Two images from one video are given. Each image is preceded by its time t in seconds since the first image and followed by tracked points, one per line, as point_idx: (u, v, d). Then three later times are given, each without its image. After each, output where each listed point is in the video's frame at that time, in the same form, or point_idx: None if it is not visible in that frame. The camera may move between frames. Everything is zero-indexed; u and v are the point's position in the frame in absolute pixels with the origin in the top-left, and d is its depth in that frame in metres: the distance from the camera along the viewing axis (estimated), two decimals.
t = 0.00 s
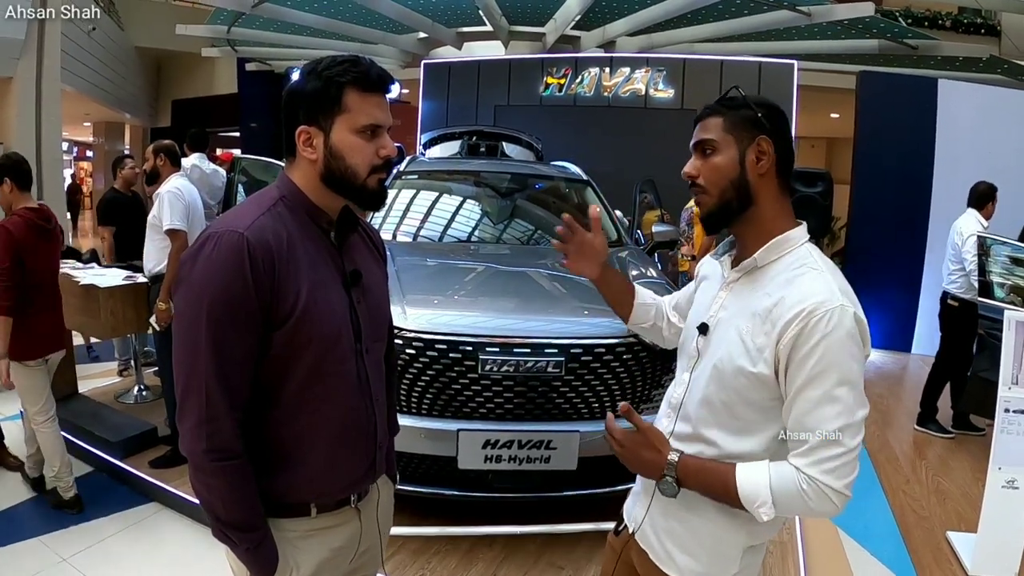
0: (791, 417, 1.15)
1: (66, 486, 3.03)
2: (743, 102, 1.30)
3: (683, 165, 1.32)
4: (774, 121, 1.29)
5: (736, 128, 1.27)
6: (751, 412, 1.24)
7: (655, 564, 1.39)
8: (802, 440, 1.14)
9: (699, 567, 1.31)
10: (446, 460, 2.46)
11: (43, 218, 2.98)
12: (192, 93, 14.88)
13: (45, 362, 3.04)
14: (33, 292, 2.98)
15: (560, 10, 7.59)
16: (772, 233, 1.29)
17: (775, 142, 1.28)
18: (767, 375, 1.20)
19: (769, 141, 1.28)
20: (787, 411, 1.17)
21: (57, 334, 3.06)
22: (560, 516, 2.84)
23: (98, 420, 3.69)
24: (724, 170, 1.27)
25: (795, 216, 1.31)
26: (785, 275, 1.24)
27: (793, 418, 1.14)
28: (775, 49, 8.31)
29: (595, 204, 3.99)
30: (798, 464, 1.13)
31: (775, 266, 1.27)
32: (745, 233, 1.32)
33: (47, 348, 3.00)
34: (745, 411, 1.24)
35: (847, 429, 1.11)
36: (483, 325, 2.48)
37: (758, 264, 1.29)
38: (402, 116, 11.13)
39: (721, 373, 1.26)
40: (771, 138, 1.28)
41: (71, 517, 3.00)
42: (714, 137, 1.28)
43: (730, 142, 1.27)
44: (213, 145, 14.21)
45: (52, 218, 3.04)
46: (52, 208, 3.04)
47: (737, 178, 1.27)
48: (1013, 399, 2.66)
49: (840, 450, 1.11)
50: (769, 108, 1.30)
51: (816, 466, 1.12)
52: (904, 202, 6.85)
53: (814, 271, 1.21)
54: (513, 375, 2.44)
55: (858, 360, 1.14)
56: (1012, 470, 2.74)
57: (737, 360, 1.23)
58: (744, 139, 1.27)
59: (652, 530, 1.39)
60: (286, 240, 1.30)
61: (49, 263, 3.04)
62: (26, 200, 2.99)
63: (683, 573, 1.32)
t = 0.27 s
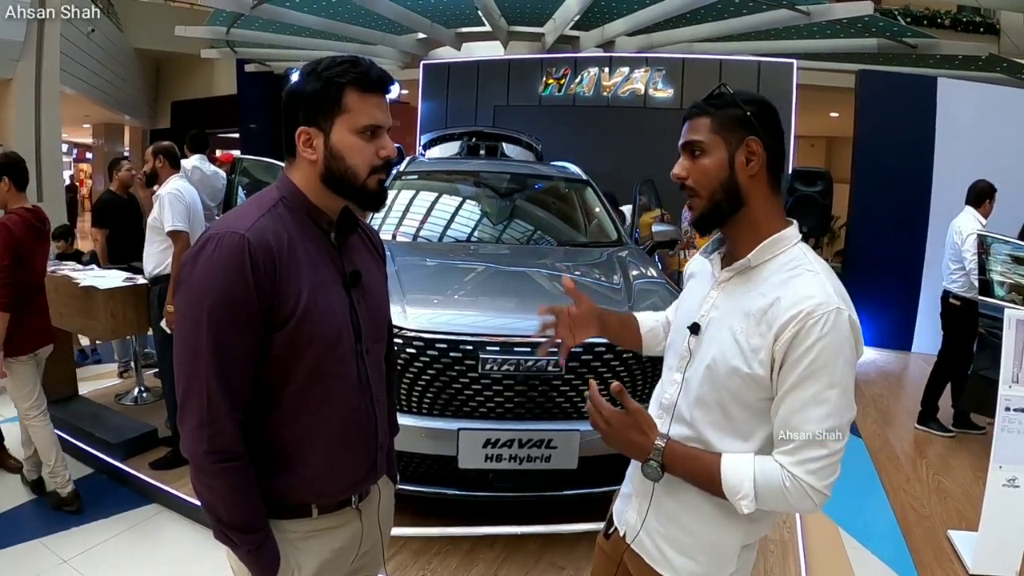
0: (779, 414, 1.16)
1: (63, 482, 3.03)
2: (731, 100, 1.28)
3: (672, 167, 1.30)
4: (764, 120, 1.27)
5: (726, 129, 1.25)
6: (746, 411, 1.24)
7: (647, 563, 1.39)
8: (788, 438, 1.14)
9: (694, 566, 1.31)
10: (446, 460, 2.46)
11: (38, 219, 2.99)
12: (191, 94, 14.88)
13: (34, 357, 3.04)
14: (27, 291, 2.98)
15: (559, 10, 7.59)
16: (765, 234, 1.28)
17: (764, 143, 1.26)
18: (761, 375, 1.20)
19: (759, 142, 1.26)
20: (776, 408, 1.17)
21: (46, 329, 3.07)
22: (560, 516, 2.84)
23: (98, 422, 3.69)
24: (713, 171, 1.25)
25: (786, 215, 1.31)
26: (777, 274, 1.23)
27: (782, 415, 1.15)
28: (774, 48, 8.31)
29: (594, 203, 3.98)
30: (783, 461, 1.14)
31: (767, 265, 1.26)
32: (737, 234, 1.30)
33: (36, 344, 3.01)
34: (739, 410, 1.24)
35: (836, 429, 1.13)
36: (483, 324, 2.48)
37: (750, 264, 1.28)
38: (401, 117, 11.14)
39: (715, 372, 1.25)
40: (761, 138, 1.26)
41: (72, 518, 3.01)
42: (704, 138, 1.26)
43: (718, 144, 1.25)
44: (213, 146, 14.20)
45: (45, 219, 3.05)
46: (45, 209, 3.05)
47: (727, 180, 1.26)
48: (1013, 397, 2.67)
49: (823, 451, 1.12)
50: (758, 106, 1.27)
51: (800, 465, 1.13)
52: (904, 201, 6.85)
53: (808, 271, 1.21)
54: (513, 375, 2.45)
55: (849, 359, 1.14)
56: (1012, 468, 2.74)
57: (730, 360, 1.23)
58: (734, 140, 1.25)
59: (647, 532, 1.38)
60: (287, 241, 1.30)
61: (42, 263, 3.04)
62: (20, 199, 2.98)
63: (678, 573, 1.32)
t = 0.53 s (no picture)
0: (775, 408, 1.16)
1: (55, 476, 3.03)
2: (700, 102, 1.27)
3: (647, 174, 1.29)
4: (734, 119, 1.26)
5: (697, 132, 1.24)
6: (740, 408, 1.24)
7: (648, 563, 1.38)
8: (786, 431, 1.14)
9: (694, 563, 1.30)
10: (448, 458, 2.46)
11: (33, 215, 3.01)
12: (192, 92, 14.87)
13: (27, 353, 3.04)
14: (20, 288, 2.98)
15: (560, 8, 7.57)
16: (745, 229, 1.28)
17: (738, 142, 1.26)
18: (754, 370, 1.19)
19: (733, 143, 1.25)
20: (772, 403, 1.17)
21: (40, 324, 3.06)
22: (562, 514, 2.84)
23: (99, 420, 3.69)
24: (689, 176, 1.25)
25: (766, 208, 1.30)
26: (760, 269, 1.23)
27: (778, 409, 1.15)
28: (775, 46, 8.29)
29: (596, 201, 3.97)
30: (784, 455, 1.14)
31: (752, 260, 1.25)
32: (720, 233, 1.29)
33: (29, 340, 3.00)
34: (733, 408, 1.24)
35: (833, 419, 1.12)
36: (484, 322, 2.48)
37: (735, 261, 1.27)
38: (402, 114, 11.12)
39: (708, 373, 1.25)
40: (734, 139, 1.25)
41: (72, 517, 3.01)
42: (676, 144, 1.25)
43: (692, 148, 1.24)
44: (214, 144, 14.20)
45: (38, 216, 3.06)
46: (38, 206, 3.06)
47: (704, 184, 1.25)
48: (1015, 395, 2.67)
49: (824, 441, 1.12)
50: (728, 105, 1.26)
51: (800, 457, 1.13)
52: (904, 199, 6.84)
53: (792, 261, 1.20)
54: (516, 372, 2.44)
55: (840, 348, 1.14)
56: (1014, 466, 2.73)
57: (721, 358, 1.23)
58: (707, 142, 1.24)
59: (647, 533, 1.37)
60: (287, 238, 1.30)
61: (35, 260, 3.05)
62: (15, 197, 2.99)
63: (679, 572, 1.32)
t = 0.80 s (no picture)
0: (758, 401, 1.15)
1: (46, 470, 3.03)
2: (696, 92, 1.27)
3: (637, 159, 1.29)
4: (729, 111, 1.26)
5: (690, 121, 1.24)
6: (726, 404, 1.23)
7: (648, 564, 1.37)
8: (769, 424, 1.13)
9: (694, 564, 1.30)
10: (450, 456, 2.46)
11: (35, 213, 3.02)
12: (194, 90, 14.88)
13: (23, 350, 3.02)
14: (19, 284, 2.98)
15: (563, 6, 7.56)
16: (730, 222, 1.28)
17: (730, 134, 1.26)
18: (738, 364, 1.19)
19: (726, 134, 1.25)
20: (755, 396, 1.16)
21: (37, 322, 3.05)
22: (564, 513, 2.84)
23: (102, 418, 3.69)
24: (680, 163, 1.25)
25: (752, 202, 1.30)
26: (744, 263, 1.22)
27: (761, 402, 1.14)
28: (778, 44, 8.27)
29: (598, 199, 3.97)
30: (766, 449, 1.13)
31: (736, 255, 1.25)
32: (705, 224, 1.29)
33: (25, 337, 2.99)
34: (720, 404, 1.24)
35: (814, 412, 1.11)
36: (486, 321, 2.48)
37: (718, 257, 1.27)
38: (404, 113, 11.11)
39: (695, 368, 1.25)
40: (728, 130, 1.25)
41: (74, 514, 3.01)
42: (669, 130, 1.25)
43: (684, 136, 1.24)
44: (217, 142, 14.21)
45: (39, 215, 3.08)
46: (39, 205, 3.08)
47: (693, 173, 1.25)
48: (1017, 395, 2.66)
49: (806, 434, 1.11)
50: (723, 97, 1.26)
51: (782, 450, 1.12)
52: (907, 198, 6.82)
53: (775, 254, 1.20)
54: (517, 371, 2.44)
55: (823, 341, 1.12)
56: (1016, 466, 2.73)
57: (706, 353, 1.23)
58: (699, 132, 1.24)
59: (645, 531, 1.37)
60: (287, 236, 1.29)
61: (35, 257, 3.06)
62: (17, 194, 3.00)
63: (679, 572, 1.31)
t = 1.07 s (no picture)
0: (744, 392, 1.14)
1: (31, 476, 3.02)
2: (715, 88, 1.26)
3: (647, 150, 1.28)
4: (745, 112, 1.26)
5: (707, 117, 1.23)
6: (715, 397, 1.23)
7: (632, 561, 1.37)
8: (756, 417, 1.12)
9: (674, 561, 1.30)
10: (451, 454, 2.46)
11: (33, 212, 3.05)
12: (196, 89, 14.88)
13: (22, 348, 3.03)
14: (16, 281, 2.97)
15: (564, 4, 7.56)
16: (729, 217, 1.28)
17: (744, 136, 1.26)
18: (727, 355, 1.19)
19: (740, 136, 1.26)
20: (742, 387, 1.15)
21: (36, 319, 3.06)
22: (565, 511, 2.84)
23: (103, 416, 3.70)
24: (691, 159, 1.24)
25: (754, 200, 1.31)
26: (738, 257, 1.23)
27: (747, 392, 1.13)
28: (780, 43, 8.27)
29: (600, 198, 3.97)
30: (753, 440, 1.11)
31: (731, 249, 1.26)
32: (707, 220, 1.30)
33: (25, 334, 3.00)
34: (709, 397, 1.23)
35: (799, 405, 1.10)
36: (488, 319, 2.48)
37: (715, 250, 1.28)
38: (406, 111, 11.11)
39: (684, 357, 1.25)
40: (743, 133, 1.26)
41: (76, 512, 3.02)
42: (683, 124, 1.24)
43: (700, 132, 1.24)
44: (218, 141, 14.21)
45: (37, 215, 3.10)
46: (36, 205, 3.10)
47: (703, 169, 1.25)
48: (1019, 394, 2.66)
49: (794, 427, 1.10)
50: (742, 99, 1.26)
51: (771, 441, 1.10)
52: (908, 197, 6.82)
53: (769, 248, 1.20)
54: (518, 369, 2.44)
55: (811, 334, 1.12)
56: (1017, 466, 2.73)
57: (696, 342, 1.22)
58: (714, 130, 1.24)
59: (626, 526, 1.37)
60: (286, 234, 1.30)
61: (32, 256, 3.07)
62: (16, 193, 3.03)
63: (663, 569, 1.31)
